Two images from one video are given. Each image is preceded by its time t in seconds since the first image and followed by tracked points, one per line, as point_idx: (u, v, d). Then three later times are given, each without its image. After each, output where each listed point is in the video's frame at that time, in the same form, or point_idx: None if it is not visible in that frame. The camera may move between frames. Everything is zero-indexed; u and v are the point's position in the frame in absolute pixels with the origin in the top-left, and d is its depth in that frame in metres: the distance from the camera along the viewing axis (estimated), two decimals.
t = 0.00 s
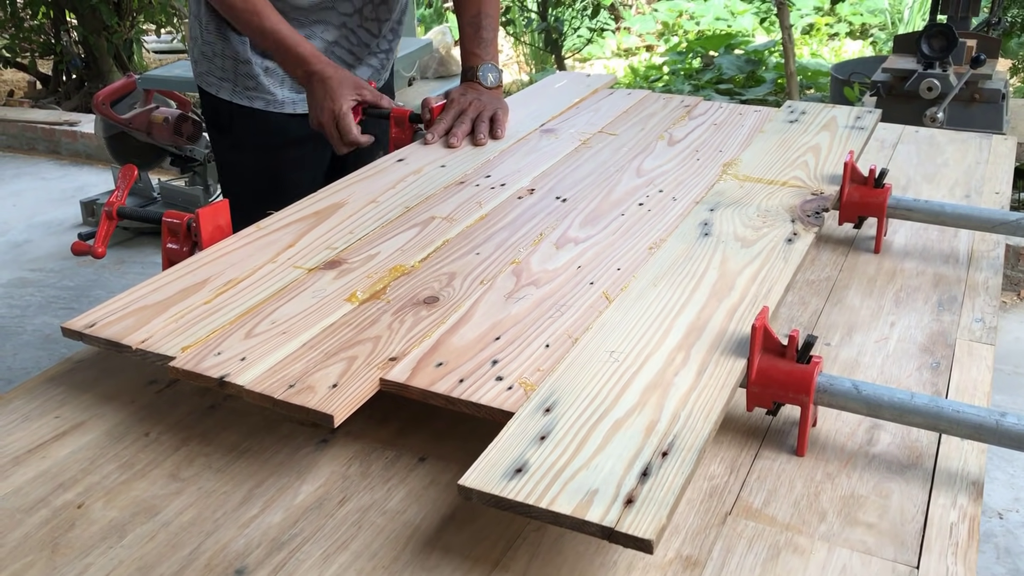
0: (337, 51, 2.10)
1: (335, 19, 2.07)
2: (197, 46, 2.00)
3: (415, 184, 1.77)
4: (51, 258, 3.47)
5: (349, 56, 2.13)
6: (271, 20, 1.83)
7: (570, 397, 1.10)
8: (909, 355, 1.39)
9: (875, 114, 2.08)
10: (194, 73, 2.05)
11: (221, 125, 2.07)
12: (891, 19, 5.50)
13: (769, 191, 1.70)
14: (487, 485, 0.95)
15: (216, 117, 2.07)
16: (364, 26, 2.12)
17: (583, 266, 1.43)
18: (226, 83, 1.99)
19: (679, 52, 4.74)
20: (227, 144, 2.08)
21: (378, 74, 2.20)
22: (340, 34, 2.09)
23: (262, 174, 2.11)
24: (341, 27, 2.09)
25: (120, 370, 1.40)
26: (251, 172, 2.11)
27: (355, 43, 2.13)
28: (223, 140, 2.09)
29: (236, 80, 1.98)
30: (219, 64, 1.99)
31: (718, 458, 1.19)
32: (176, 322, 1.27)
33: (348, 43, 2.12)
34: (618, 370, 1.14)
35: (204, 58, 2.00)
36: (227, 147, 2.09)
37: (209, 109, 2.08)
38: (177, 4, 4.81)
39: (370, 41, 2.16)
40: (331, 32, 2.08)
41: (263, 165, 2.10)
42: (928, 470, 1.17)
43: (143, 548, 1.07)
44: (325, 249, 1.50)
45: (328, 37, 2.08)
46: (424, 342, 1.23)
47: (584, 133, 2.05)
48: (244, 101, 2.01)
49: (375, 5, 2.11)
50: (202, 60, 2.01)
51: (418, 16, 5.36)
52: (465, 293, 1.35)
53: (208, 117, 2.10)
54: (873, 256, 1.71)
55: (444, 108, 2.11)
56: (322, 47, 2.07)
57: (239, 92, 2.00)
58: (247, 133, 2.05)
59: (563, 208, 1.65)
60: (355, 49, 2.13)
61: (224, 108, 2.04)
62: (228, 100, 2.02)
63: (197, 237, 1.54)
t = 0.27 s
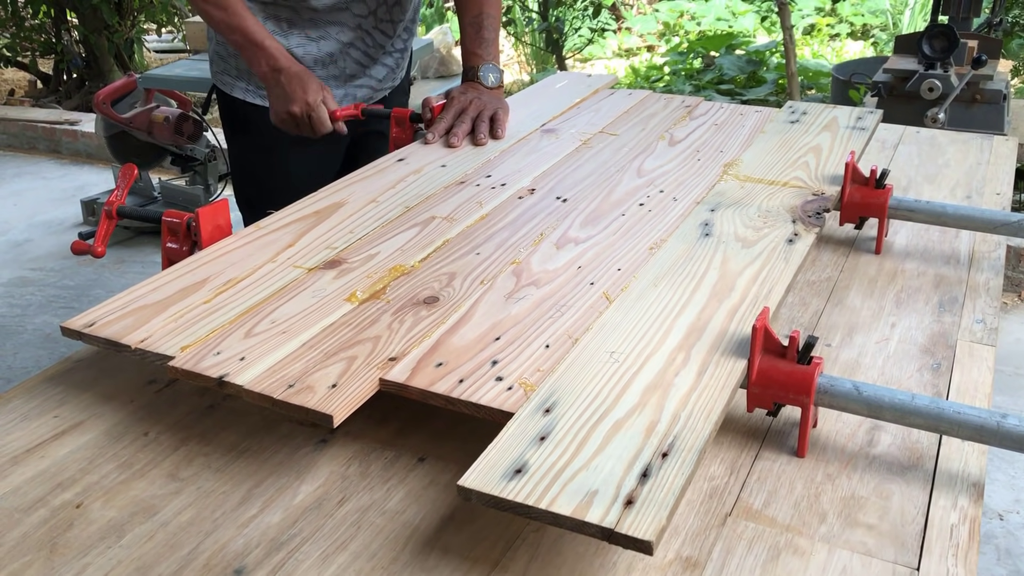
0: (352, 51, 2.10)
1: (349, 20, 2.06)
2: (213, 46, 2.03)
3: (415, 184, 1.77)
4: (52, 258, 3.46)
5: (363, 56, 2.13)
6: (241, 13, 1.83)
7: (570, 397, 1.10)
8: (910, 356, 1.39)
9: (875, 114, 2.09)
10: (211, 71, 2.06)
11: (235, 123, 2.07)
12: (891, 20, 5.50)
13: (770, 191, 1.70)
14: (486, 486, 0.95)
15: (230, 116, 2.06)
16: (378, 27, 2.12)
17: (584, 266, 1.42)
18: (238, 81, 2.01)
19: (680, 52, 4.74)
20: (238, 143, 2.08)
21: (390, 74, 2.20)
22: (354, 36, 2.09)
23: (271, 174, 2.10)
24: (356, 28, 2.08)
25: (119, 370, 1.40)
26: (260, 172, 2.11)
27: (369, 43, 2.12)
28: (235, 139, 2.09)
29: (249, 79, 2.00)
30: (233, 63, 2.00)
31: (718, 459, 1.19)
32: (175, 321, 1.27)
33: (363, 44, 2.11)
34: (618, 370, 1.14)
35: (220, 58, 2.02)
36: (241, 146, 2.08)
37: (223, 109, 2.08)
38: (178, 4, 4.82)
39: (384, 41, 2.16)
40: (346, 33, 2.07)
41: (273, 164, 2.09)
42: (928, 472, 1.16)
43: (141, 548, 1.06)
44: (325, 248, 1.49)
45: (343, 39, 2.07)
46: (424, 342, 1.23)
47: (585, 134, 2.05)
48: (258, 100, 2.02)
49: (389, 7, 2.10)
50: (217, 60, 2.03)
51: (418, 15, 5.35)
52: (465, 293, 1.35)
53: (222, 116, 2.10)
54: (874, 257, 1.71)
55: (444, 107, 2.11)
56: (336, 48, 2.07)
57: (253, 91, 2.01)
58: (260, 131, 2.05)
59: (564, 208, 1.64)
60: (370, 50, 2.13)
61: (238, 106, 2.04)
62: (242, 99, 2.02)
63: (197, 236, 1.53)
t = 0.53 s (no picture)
0: (351, 54, 2.10)
1: (347, 22, 2.07)
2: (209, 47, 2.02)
3: (416, 184, 1.78)
4: (52, 258, 3.47)
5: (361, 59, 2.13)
6: None
7: (570, 396, 1.10)
8: (909, 356, 1.39)
9: (874, 114, 2.09)
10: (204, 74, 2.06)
11: (228, 124, 2.07)
12: (892, 20, 5.50)
13: (770, 191, 1.70)
14: (487, 484, 0.96)
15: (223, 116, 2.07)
16: (376, 31, 2.13)
17: (584, 266, 1.43)
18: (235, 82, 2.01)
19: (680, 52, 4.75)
20: (232, 146, 2.09)
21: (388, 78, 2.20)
22: (353, 40, 2.09)
23: (265, 176, 2.11)
24: (355, 32, 2.09)
25: (120, 370, 1.40)
26: (255, 173, 2.11)
27: (367, 45, 2.12)
28: (228, 141, 2.09)
29: (244, 80, 2.00)
30: (229, 63, 2.00)
31: (718, 458, 1.19)
32: (177, 321, 1.27)
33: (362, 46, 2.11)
34: (618, 369, 1.15)
35: (215, 58, 2.02)
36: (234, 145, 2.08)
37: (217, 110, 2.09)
38: (179, 4, 4.83)
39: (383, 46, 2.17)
40: (345, 37, 2.07)
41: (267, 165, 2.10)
42: (928, 471, 1.17)
43: (144, 546, 1.07)
44: (326, 248, 1.50)
45: (342, 41, 2.07)
46: (425, 341, 1.23)
47: (586, 134, 2.06)
48: (252, 101, 2.02)
49: (388, 10, 2.11)
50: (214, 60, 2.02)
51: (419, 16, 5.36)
52: (466, 293, 1.36)
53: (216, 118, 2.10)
54: (874, 257, 1.71)
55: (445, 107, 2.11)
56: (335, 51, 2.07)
57: (247, 91, 2.01)
58: (254, 133, 2.05)
59: (564, 208, 1.65)
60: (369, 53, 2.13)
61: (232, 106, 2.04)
62: (237, 99, 2.02)
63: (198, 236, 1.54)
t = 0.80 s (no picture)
0: (337, 48, 2.10)
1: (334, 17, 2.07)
2: (195, 45, 2.01)
3: (417, 184, 1.78)
4: (52, 258, 3.47)
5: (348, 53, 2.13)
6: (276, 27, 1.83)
7: (570, 395, 1.10)
8: (908, 355, 1.39)
9: (872, 113, 2.09)
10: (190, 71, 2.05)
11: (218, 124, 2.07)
12: (892, 21, 5.51)
13: (769, 191, 1.71)
14: (487, 482, 0.96)
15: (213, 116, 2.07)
16: (359, 21, 2.12)
17: (584, 266, 1.43)
18: (225, 81, 2.00)
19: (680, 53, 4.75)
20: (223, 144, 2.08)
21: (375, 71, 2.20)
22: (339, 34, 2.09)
23: (261, 174, 2.11)
24: (338, 26, 2.08)
25: (120, 369, 1.41)
26: (248, 172, 2.10)
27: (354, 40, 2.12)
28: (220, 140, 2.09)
29: (232, 79, 1.99)
30: (217, 62, 1.99)
31: (717, 457, 1.20)
32: (178, 320, 1.28)
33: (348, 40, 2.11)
34: (617, 368, 1.15)
35: (202, 56, 2.01)
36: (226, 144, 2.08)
37: (206, 108, 2.08)
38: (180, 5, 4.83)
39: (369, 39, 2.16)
40: (329, 31, 2.07)
41: (263, 164, 2.10)
42: (926, 470, 1.17)
43: (144, 545, 1.07)
44: (327, 247, 1.50)
45: (329, 36, 2.07)
46: (425, 340, 1.24)
47: (585, 134, 2.06)
48: (242, 100, 2.01)
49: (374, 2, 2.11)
50: (201, 59, 2.01)
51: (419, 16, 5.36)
52: (466, 292, 1.36)
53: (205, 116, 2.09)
54: (873, 257, 1.71)
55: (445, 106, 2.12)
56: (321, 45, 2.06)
57: (236, 90, 2.01)
58: (246, 131, 2.05)
59: (564, 208, 1.65)
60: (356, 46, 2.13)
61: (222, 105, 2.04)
62: (225, 98, 2.02)
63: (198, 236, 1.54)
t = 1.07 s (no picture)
0: (337, 47, 2.09)
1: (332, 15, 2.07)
2: (197, 39, 2.00)
3: (417, 183, 1.78)
4: (52, 257, 3.47)
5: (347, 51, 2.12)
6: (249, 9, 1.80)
7: (571, 394, 1.10)
8: (909, 354, 1.39)
9: (875, 113, 2.09)
10: (191, 65, 2.05)
11: (219, 122, 2.07)
12: (891, 21, 5.51)
13: (769, 190, 1.71)
14: (488, 480, 0.96)
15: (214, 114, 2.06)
16: (357, 17, 2.12)
17: (585, 265, 1.43)
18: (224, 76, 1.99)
19: (681, 53, 4.75)
20: (224, 140, 2.08)
21: (373, 69, 2.19)
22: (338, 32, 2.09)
23: (259, 172, 2.10)
24: (337, 24, 2.08)
25: (121, 368, 1.41)
26: (251, 170, 2.09)
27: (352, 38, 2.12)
28: (220, 137, 2.09)
29: (233, 74, 1.98)
30: (218, 56, 1.99)
31: (717, 455, 1.20)
32: (179, 318, 1.28)
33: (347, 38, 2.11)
34: (619, 367, 1.15)
35: (203, 50, 2.00)
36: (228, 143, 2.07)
37: (207, 104, 2.08)
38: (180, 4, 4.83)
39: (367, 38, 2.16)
40: (330, 29, 2.07)
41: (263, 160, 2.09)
42: (927, 468, 1.17)
43: (145, 543, 1.07)
44: (327, 246, 1.50)
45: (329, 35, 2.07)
46: (427, 338, 1.24)
47: (586, 133, 2.06)
48: (243, 95, 2.01)
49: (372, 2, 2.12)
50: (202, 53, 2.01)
51: (419, 16, 5.36)
52: (467, 291, 1.36)
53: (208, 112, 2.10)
54: (873, 256, 1.71)
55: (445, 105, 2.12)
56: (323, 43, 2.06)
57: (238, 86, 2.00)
58: (245, 127, 2.04)
59: (564, 207, 1.65)
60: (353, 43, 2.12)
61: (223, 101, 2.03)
62: (226, 94, 2.01)
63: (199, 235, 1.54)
